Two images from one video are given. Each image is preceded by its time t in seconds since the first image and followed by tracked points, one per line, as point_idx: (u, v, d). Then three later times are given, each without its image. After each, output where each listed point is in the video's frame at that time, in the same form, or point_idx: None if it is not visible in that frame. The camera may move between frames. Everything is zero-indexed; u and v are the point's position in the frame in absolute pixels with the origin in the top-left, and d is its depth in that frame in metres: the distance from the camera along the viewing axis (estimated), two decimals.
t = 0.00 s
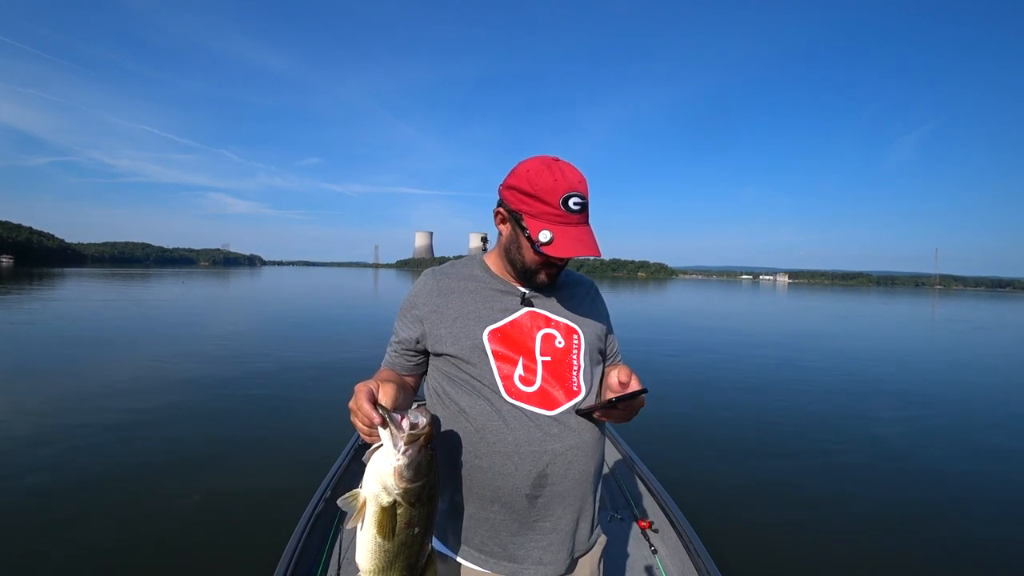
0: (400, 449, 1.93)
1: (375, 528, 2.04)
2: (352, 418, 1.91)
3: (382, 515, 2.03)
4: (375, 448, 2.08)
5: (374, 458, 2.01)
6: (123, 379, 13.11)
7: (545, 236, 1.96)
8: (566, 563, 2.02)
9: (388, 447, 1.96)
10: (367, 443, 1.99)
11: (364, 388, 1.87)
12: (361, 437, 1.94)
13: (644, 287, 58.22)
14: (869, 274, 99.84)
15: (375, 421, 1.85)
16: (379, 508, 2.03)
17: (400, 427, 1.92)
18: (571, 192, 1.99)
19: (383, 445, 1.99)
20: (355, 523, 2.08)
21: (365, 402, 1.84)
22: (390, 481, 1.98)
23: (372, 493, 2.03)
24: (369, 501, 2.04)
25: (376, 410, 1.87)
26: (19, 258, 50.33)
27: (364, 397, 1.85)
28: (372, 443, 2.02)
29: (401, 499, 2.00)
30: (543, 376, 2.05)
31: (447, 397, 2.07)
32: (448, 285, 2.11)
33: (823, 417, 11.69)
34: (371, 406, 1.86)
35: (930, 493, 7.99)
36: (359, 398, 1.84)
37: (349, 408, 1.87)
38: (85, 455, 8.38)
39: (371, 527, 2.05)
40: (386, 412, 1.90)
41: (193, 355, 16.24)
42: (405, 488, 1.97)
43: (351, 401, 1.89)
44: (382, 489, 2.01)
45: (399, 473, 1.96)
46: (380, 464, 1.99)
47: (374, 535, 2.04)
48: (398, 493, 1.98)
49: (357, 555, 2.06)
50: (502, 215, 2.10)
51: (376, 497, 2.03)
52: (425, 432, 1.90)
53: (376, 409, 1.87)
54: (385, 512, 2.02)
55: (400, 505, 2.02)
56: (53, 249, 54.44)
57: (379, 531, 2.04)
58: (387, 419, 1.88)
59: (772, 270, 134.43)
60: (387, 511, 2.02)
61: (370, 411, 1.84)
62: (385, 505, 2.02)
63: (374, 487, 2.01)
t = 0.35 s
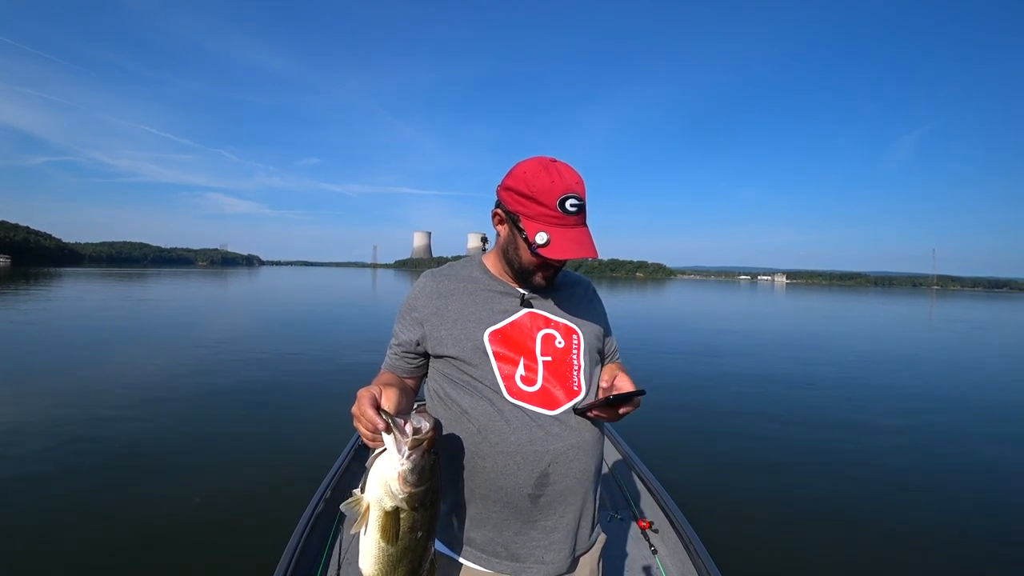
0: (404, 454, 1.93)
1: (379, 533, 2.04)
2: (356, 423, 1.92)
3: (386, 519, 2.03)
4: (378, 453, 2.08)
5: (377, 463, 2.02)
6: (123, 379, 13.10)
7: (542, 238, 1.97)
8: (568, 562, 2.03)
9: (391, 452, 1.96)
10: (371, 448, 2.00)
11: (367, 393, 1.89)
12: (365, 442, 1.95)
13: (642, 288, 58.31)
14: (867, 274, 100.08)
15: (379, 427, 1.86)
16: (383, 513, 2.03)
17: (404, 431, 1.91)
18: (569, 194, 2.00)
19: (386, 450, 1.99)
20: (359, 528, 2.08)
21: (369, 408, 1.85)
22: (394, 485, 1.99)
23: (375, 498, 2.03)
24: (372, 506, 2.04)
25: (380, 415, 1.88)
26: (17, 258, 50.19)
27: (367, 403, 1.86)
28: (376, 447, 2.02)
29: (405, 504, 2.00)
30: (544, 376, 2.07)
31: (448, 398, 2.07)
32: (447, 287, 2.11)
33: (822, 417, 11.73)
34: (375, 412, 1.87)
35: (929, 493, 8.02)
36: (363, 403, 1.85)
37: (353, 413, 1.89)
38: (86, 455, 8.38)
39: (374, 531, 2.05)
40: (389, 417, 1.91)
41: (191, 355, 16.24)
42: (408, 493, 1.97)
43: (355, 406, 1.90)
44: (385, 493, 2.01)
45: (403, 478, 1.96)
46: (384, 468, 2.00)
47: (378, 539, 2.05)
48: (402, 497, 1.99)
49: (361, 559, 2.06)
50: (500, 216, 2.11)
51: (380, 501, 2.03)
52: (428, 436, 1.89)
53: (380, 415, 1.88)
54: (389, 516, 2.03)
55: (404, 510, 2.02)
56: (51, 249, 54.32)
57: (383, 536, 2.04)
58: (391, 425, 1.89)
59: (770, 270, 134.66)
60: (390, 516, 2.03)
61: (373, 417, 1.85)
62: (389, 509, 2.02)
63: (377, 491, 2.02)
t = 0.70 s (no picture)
0: (405, 456, 1.91)
1: (380, 535, 2.03)
2: (358, 425, 1.93)
3: (388, 522, 2.02)
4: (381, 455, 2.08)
5: (379, 466, 2.01)
6: (121, 379, 13.06)
7: (542, 237, 1.96)
8: (570, 564, 2.03)
9: (394, 454, 1.95)
10: (372, 450, 1.99)
11: (368, 395, 1.88)
12: (367, 443, 1.95)
13: (641, 287, 58.25)
14: (865, 273, 100.24)
15: (381, 428, 1.87)
16: (384, 515, 2.02)
17: (406, 433, 1.89)
18: (568, 193, 2.00)
19: (389, 453, 1.98)
20: (361, 531, 2.07)
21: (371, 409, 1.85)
22: (396, 489, 1.98)
23: (377, 501, 2.02)
24: (374, 509, 2.03)
25: (382, 417, 1.88)
26: (14, 258, 49.94)
27: (369, 404, 1.86)
28: (377, 450, 2.02)
29: (406, 507, 1.98)
30: (545, 376, 2.06)
31: (449, 400, 2.07)
32: (446, 288, 2.11)
33: (821, 416, 11.73)
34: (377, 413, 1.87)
35: (929, 493, 8.02)
36: (364, 404, 1.87)
37: (354, 415, 1.90)
38: (84, 455, 8.35)
39: (376, 534, 2.04)
40: (391, 419, 1.90)
41: (190, 355, 16.19)
42: (410, 496, 1.96)
43: (357, 408, 1.90)
44: (387, 496, 2.01)
45: (404, 480, 1.95)
46: (386, 470, 1.99)
47: (379, 543, 2.04)
48: (404, 500, 1.97)
49: (362, 562, 2.06)
50: (499, 216, 2.11)
51: (382, 504, 2.02)
52: (430, 439, 1.87)
53: (383, 416, 1.87)
54: (390, 520, 2.02)
55: (405, 514, 2.00)
56: (48, 249, 54.05)
57: (384, 538, 2.03)
58: (393, 426, 1.88)
59: (769, 270, 134.75)
60: (392, 520, 2.01)
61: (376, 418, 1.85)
62: (391, 512, 2.01)
63: (379, 494, 2.01)
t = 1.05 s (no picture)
0: (407, 457, 1.91)
1: (384, 536, 2.02)
2: (360, 426, 1.92)
3: (391, 523, 2.01)
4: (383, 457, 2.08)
5: (381, 467, 2.00)
6: (119, 378, 13.02)
7: (546, 235, 1.95)
8: (571, 564, 2.02)
9: (396, 455, 1.95)
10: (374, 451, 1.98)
11: (370, 396, 1.88)
12: (369, 445, 1.94)
13: (639, 287, 58.21)
14: (863, 272, 100.35)
15: (383, 429, 1.86)
16: (387, 517, 2.01)
17: (408, 433, 1.89)
18: (570, 192, 1.99)
19: (391, 454, 1.98)
20: (364, 533, 2.06)
21: (372, 410, 1.85)
22: (398, 490, 1.97)
23: (380, 502, 2.02)
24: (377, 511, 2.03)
25: (384, 417, 1.88)
26: (10, 257, 49.71)
27: (371, 405, 1.86)
28: (379, 451, 2.01)
29: (410, 508, 1.98)
30: (545, 376, 2.06)
31: (449, 400, 2.06)
32: (445, 288, 2.10)
33: (820, 416, 11.74)
34: (379, 414, 1.87)
35: (928, 492, 8.03)
36: (366, 405, 1.85)
37: (355, 416, 1.88)
38: (83, 455, 8.33)
39: (380, 536, 2.04)
40: (393, 419, 1.89)
41: (188, 354, 16.15)
42: (413, 497, 1.96)
43: (358, 410, 1.89)
44: (390, 497, 2.00)
45: (407, 481, 1.95)
46: (388, 472, 1.98)
47: (383, 545, 2.03)
48: (407, 501, 1.97)
49: (366, 564, 2.05)
50: (500, 215, 2.10)
51: (385, 505, 2.01)
52: (432, 439, 1.87)
53: (384, 417, 1.87)
54: (393, 522, 2.01)
55: (409, 514, 2.00)
56: (45, 248, 53.81)
57: (388, 539, 2.02)
58: (395, 427, 1.88)
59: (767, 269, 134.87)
60: (394, 521, 2.01)
61: (377, 419, 1.85)
62: (394, 513, 2.00)
63: (381, 496, 2.01)
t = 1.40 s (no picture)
0: (407, 459, 1.90)
1: (384, 539, 2.02)
2: (359, 430, 1.89)
3: (391, 526, 2.01)
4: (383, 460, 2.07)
5: (381, 470, 1.99)
6: (117, 379, 12.98)
7: (547, 234, 1.95)
8: (571, 565, 2.02)
9: (396, 458, 1.94)
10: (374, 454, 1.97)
11: (369, 399, 1.87)
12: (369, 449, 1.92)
13: (637, 287, 58.09)
14: (861, 272, 100.51)
15: (383, 432, 1.84)
16: (387, 519, 2.01)
17: (407, 436, 1.88)
18: (571, 191, 1.99)
19: (391, 456, 1.97)
20: (364, 535, 2.06)
21: (372, 413, 1.83)
22: (398, 492, 1.97)
23: (380, 504, 2.01)
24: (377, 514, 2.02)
25: (383, 420, 1.86)
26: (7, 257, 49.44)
27: (370, 408, 1.84)
28: (379, 454, 2.00)
29: (409, 511, 1.97)
30: (544, 376, 2.05)
31: (448, 401, 2.05)
32: (444, 289, 2.09)
33: (819, 416, 11.75)
34: (378, 418, 1.85)
35: (927, 492, 8.03)
36: (366, 409, 1.84)
37: (355, 419, 1.86)
38: (82, 456, 8.31)
39: (380, 538, 2.03)
40: (393, 423, 1.88)
41: (187, 355, 16.14)
42: (412, 499, 1.95)
43: (358, 413, 1.88)
44: (389, 500, 1.99)
45: (406, 484, 1.94)
46: (389, 474, 1.97)
47: (383, 547, 2.03)
48: (406, 503, 1.96)
49: (365, 566, 2.04)
50: (499, 214, 2.09)
51: (385, 507, 2.01)
52: (432, 441, 1.86)
53: (384, 420, 1.86)
54: (393, 524, 2.00)
55: (408, 518, 1.99)
56: (42, 248, 53.55)
57: (388, 542, 2.01)
58: (395, 430, 1.86)
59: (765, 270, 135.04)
60: (394, 524, 2.00)
61: (377, 422, 1.83)
62: (394, 515, 1.99)
63: (381, 499, 2.00)
